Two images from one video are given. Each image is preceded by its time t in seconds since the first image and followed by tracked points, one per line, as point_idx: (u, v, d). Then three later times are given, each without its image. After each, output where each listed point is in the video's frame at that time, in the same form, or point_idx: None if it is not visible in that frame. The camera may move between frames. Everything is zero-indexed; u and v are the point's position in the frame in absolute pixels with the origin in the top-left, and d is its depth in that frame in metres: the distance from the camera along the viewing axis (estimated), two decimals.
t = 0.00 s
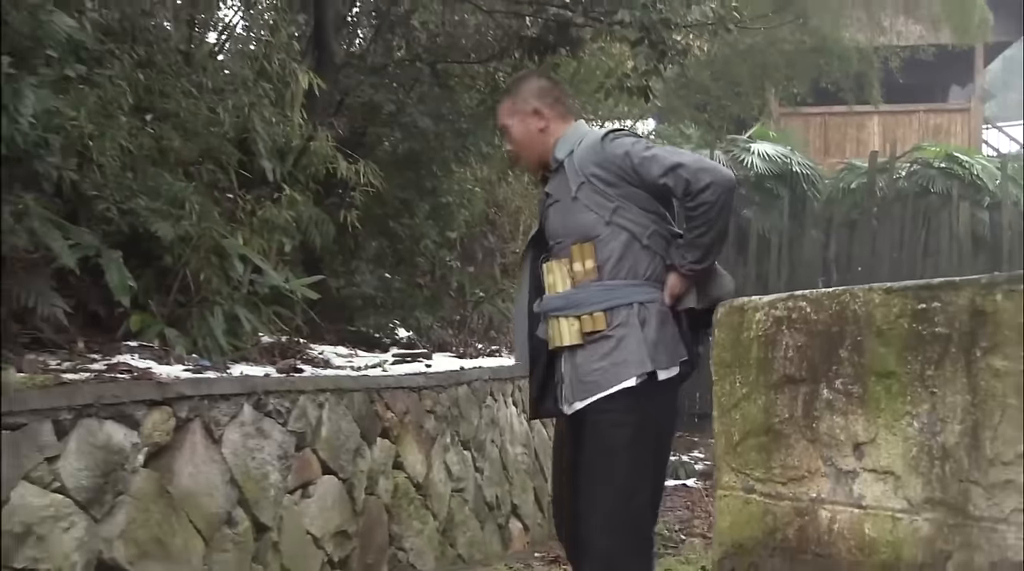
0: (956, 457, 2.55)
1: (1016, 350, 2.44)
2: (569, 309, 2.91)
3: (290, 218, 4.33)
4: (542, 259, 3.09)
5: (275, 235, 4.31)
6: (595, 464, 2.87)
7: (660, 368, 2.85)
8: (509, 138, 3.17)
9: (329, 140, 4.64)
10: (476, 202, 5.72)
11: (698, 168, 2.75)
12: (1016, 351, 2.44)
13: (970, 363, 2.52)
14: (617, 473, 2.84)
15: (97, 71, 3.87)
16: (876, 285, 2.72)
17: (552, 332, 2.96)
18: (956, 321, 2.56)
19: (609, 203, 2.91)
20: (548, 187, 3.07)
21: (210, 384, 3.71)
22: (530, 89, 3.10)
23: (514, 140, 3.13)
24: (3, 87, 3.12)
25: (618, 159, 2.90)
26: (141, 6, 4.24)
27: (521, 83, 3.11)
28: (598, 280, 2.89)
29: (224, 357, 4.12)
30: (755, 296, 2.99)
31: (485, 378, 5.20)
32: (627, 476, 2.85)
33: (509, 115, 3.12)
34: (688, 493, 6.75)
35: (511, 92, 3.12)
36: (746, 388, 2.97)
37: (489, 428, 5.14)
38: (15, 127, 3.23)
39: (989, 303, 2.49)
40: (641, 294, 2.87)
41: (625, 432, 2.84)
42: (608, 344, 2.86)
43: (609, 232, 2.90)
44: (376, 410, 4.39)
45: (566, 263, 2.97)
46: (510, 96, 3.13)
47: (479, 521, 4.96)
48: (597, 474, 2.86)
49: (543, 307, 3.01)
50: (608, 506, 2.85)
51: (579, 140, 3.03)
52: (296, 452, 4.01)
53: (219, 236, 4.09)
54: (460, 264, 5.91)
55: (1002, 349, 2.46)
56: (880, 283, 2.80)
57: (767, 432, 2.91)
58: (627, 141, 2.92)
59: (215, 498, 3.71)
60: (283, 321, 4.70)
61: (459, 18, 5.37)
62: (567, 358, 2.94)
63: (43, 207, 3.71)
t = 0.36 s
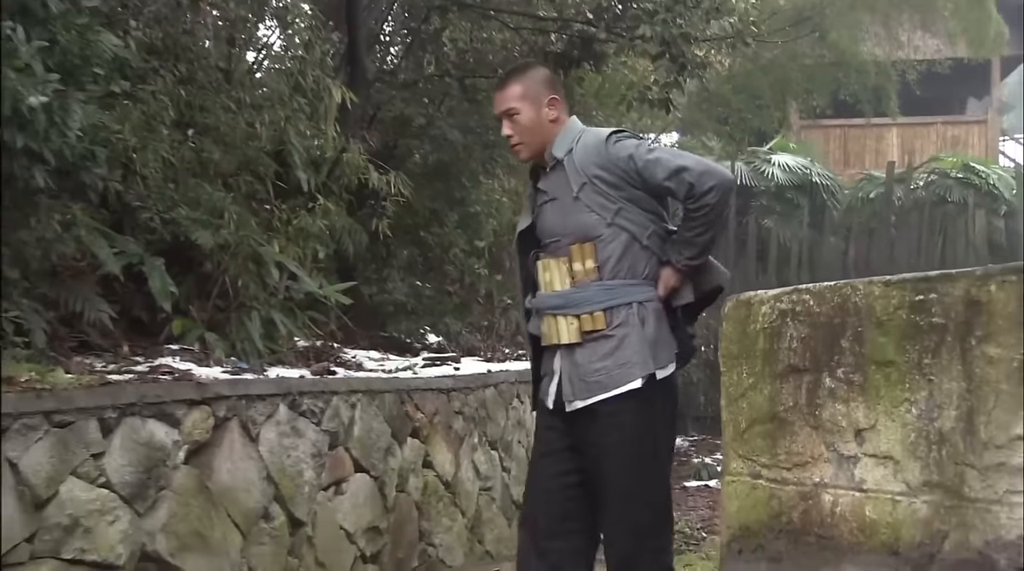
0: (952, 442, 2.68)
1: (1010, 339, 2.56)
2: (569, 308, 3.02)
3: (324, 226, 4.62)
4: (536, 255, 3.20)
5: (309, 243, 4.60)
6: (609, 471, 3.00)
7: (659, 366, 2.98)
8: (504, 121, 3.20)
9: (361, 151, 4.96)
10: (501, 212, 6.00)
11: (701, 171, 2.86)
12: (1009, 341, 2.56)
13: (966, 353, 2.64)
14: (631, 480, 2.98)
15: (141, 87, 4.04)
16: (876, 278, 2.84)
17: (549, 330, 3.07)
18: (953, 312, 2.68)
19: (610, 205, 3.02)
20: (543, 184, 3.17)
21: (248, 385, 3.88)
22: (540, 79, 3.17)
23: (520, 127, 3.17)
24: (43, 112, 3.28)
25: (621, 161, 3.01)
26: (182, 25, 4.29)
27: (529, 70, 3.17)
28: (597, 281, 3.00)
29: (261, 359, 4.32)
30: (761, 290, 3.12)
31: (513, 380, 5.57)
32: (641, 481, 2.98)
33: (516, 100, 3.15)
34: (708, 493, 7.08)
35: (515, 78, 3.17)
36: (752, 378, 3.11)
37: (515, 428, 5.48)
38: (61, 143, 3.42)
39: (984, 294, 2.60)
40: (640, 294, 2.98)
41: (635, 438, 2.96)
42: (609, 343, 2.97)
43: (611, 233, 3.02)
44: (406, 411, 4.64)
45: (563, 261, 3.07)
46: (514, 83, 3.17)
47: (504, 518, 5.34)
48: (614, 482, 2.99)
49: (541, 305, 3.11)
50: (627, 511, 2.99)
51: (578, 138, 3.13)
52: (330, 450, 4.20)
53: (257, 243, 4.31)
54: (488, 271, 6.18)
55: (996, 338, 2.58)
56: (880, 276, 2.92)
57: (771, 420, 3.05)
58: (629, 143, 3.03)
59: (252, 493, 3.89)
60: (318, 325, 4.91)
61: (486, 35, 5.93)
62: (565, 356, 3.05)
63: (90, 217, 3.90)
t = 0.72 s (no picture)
0: (947, 434, 2.78)
1: (1003, 336, 2.65)
2: (539, 314, 3.08)
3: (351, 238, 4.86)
4: (497, 267, 3.27)
5: (337, 255, 4.80)
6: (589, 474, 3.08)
7: (622, 376, 3.09)
8: (478, 130, 3.23)
9: (387, 168, 5.18)
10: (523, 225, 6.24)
11: (667, 200, 3.04)
12: (1001, 338, 2.66)
13: (960, 349, 2.74)
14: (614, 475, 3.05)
15: (177, 105, 4.23)
16: (875, 278, 2.95)
17: (513, 337, 3.12)
18: (947, 310, 2.78)
19: (581, 218, 3.13)
20: (509, 198, 3.26)
21: (278, 390, 4.04)
22: (513, 90, 3.24)
23: (495, 137, 3.21)
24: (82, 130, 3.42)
25: (596, 176, 3.13)
26: (216, 47, 4.48)
27: (501, 82, 3.23)
28: (567, 289, 3.08)
29: (291, 366, 4.48)
30: (764, 290, 3.26)
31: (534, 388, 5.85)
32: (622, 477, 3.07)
33: (492, 110, 3.20)
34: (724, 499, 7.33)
35: (489, 90, 3.22)
36: (756, 375, 3.24)
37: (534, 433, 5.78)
38: (99, 158, 3.55)
39: (977, 291, 2.71)
40: (605, 306, 3.10)
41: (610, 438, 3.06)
42: (576, 351, 3.05)
43: (582, 244, 3.11)
44: (430, 416, 4.93)
45: (530, 270, 3.14)
46: (490, 94, 3.22)
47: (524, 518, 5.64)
48: (588, 484, 3.07)
49: (506, 312, 3.15)
50: (604, 513, 3.06)
51: (548, 153, 3.24)
52: (356, 453, 4.40)
53: (287, 256, 4.48)
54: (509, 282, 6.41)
55: (989, 334, 2.68)
56: (879, 276, 3.03)
57: (774, 415, 3.18)
58: (599, 160, 3.16)
59: (282, 495, 4.04)
60: (345, 334, 5.11)
61: (508, 55, 6.25)
62: (529, 362, 3.11)
63: (128, 231, 4.07)
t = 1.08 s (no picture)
0: (956, 424, 2.87)
1: (1008, 329, 2.75)
2: (527, 303, 3.16)
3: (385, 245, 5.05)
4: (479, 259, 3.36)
5: (372, 260, 5.04)
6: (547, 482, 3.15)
7: (604, 363, 3.22)
8: (471, 127, 3.26)
9: (420, 176, 5.38)
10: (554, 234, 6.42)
11: (648, 193, 3.21)
12: (1006, 331, 2.75)
13: (968, 342, 2.84)
14: (570, 491, 3.10)
15: (218, 117, 4.38)
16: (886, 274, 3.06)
17: (500, 326, 3.20)
18: (956, 304, 2.88)
19: (567, 208, 3.24)
20: (490, 190, 3.33)
21: (315, 391, 4.19)
22: (494, 86, 3.29)
23: (490, 132, 3.26)
24: (128, 141, 3.62)
25: (580, 169, 3.25)
26: (256, 61, 4.58)
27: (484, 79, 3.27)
28: (556, 276, 3.19)
29: (328, 368, 4.64)
30: (780, 287, 3.37)
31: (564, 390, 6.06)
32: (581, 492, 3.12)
33: (484, 105, 3.24)
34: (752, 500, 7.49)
35: (475, 88, 3.25)
36: (773, 368, 3.35)
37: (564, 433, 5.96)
38: (145, 169, 3.75)
39: (984, 286, 2.80)
40: (588, 295, 3.22)
41: (580, 449, 3.13)
42: (564, 338, 3.15)
43: (569, 234, 3.23)
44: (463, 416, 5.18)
45: (517, 260, 3.23)
46: (478, 91, 3.25)
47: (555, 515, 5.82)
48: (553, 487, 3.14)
49: (491, 302, 3.23)
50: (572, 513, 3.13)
51: (529, 147, 3.32)
52: (390, 451, 4.57)
53: (322, 261, 4.71)
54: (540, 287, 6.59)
55: (994, 328, 2.79)
56: (891, 272, 3.13)
57: (790, 407, 3.28)
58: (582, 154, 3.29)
59: (320, 491, 4.19)
60: (381, 337, 5.27)
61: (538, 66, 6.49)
62: (516, 350, 3.20)
63: (172, 238, 4.25)
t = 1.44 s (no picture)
0: (965, 420, 2.94)
1: (1013, 327, 2.83)
2: (533, 304, 3.20)
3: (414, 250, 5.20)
4: (486, 261, 3.40)
5: (402, 265, 5.20)
6: (554, 480, 3.20)
7: (608, 364, 3.25)
8: (483, 131, 3.27)
9: (447, 183, 5.51)
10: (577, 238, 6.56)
11: (653, 198, 3.25)
12: (1011, 329, 2.83)
13: (976, 340, 2.92)
14: (579, 490, 3.17)
15: (254, 127, 4.52)
16: (896, 275, 3.15)
17: (506, 326, 3.24)
18: (964, 304, 2.96)
19: (576, 211, 3.28)
20: (499, 192, 3.36)
21: (346, 391, 4.33)
22: (504, 90, 3.30)
23: (501, 136, 3.28)
24: (168, 151, 3.79)
25: (588, 173, 3.29)
26: (290, 73, 4.73)
27: (495, 83, 3.27)
28: (561, 278, 3.22)
29: (359, 369, 4.78)
30: (793, 289, 3.49)
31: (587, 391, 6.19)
32: (587, 490, 3.18)
33: (496, 111, 3.25)
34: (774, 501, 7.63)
35: (487, 93, 3.25)
36: (785, 366, 3.47)
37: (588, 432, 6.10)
38: (184, 177, 3.91)
39: (992, 285, 2.87)
40: (593, 296, 3.26)
41: (586, 447, 3.19)
42: (570, 338, 3.19)
43: (575, 236, 3.26)
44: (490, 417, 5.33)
45: (523, 261, 3.26)
46: (489, 96, 3.25)
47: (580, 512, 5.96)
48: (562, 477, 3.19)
49: (498, 302, 3.26)
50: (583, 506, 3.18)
51: (540, 151, 3.35)
52: (419, 450, 4.71)
53: (355, 266, 4.85)
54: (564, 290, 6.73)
55: (1001, 329, 2.86)
56: (901, 272, 3.23)
57: (803, 404, 3.40)
58: (590, 158, 3.33)
59: (351, 488, 4.33)
60: (410, 339, 5.42)
61: (563, 77, 6.69)
62: (521, 350, 3.23)
63: (209, 244, 4.40)
